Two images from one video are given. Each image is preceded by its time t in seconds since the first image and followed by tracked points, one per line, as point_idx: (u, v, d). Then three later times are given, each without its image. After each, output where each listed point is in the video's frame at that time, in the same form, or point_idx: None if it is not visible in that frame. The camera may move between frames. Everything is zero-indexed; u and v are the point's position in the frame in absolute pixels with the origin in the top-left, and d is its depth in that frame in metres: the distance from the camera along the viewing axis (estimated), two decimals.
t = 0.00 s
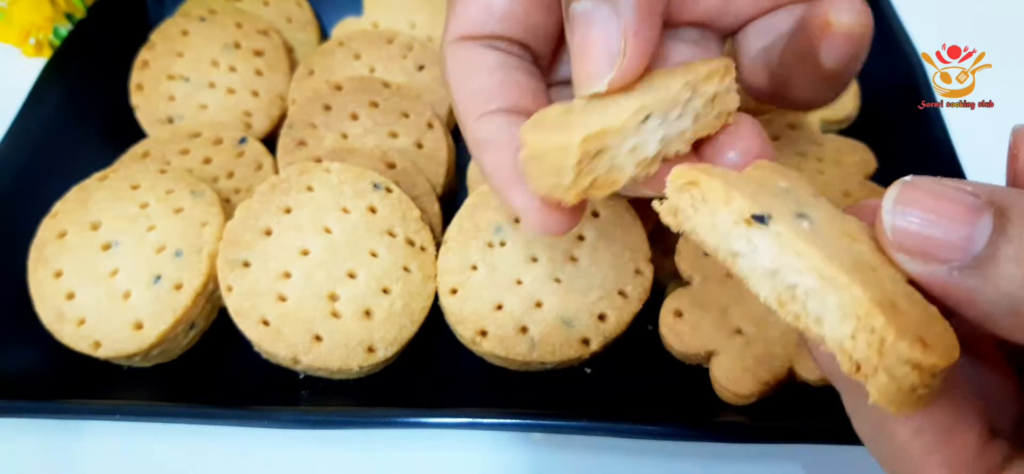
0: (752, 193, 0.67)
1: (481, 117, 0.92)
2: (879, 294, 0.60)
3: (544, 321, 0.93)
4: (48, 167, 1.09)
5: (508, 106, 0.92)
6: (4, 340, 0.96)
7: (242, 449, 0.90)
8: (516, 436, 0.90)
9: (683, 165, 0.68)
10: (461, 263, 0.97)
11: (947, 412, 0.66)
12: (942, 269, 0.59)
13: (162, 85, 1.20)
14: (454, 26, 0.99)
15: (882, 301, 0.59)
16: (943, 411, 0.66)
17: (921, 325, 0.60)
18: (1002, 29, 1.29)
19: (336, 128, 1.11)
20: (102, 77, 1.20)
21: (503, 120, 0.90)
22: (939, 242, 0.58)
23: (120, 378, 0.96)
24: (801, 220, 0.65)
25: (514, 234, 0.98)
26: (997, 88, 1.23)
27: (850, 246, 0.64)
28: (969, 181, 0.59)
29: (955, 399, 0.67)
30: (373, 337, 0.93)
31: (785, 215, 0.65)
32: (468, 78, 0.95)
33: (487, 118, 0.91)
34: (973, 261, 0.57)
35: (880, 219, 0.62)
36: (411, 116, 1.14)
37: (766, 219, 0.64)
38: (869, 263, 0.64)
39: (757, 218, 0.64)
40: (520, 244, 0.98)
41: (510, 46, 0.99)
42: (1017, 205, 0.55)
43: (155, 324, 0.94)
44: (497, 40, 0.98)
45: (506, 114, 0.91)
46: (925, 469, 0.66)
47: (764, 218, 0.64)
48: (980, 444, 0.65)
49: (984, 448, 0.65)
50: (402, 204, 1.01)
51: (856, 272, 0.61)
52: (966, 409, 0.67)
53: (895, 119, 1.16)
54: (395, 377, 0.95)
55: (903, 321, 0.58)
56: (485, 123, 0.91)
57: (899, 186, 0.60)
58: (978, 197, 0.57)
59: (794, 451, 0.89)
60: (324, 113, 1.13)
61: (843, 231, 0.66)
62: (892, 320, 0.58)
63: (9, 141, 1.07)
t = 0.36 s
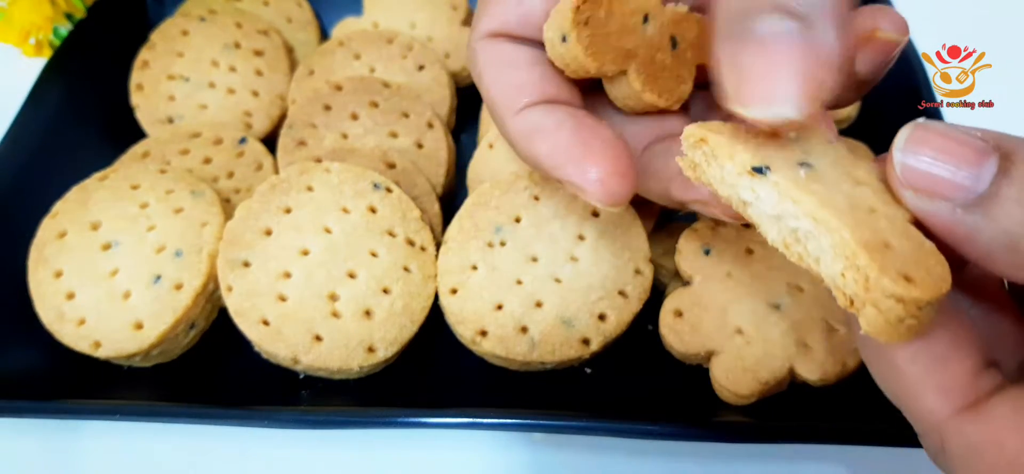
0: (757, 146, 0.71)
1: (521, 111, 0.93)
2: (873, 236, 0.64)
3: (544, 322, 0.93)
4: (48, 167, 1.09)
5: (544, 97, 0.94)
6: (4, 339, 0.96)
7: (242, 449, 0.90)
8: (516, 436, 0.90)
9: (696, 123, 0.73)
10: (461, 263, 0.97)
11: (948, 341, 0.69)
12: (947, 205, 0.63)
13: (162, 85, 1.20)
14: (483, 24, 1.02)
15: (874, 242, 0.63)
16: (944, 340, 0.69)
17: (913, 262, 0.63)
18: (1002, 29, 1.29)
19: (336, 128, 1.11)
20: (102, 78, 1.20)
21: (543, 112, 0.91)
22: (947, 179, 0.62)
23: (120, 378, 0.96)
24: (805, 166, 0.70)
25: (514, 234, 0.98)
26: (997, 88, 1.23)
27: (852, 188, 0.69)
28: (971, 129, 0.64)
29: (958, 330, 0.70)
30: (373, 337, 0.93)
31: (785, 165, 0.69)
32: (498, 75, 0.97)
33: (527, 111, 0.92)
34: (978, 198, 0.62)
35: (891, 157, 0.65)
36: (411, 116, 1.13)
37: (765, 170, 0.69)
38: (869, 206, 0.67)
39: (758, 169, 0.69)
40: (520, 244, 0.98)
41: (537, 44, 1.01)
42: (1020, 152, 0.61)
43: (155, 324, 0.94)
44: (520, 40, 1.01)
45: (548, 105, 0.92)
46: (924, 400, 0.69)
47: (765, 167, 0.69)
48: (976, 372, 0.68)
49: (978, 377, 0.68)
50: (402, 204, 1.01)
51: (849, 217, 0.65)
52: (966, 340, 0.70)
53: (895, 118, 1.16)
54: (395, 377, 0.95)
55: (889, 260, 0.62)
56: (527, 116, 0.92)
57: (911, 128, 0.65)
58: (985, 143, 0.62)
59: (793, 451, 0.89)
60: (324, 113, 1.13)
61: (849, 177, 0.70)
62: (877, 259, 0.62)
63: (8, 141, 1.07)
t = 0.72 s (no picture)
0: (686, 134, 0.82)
1: (495, 76, 1.00)
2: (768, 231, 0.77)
3: (544, 322, 0.93)
4: (48, 167, 1.10)
5: (518, 64, 1.01)
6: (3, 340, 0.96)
7: (242, 449, 0.90)
8: (517, 435, 0.90)
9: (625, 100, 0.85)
10: (461, 263, 0.97)
11: (962, 299, 0.75)
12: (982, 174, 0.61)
13: (162, 85, 1.20)
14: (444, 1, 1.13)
15: (768, 236, 0.76)
16: (960, 298, 0.75)
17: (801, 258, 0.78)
18: (1002, 30, 1.29)
19: (336, 128, 1.11)
20: (102, 78, 1.20)
21: (518, 77, 0.98)
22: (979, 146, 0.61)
23: (119, 379, 0.96)
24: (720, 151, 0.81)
25: (514, 233, 0.98)
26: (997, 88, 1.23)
27: (761, 177, 0.81)
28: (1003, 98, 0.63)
29: (973, 289, 0.76)
30: (373, 337, 0.93)
31: (704, 151, 0.81)
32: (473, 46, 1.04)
33: (502, 76, 0.99)
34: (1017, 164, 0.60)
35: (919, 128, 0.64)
36: (411, 116, 1.14)
37: (684, 155, 0.80)
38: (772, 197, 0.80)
39: (678, 156, 0.80)
40: (520, 244, 0.98)
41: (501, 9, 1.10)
42: None
43: (154, 324, 0.94)
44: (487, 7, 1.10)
45: (523, 71, 0.99)
46: (945, 354, 0.74)
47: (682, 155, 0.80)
48: (992, 327, 0.74)
49: (995, 332, 0.73)
50: (402, 205, 1.01)
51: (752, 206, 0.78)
52: (980, 298, 0.76)
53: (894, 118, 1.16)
54: (395, 378, 0.95)
55: (775, 255, 0.76)
56: (502, 80, 0.99)
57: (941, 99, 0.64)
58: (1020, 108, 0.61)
59: (792, 451, 0.89)
60: (324, 113, 1.13)
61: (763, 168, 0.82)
62: (766, 255, 0.75)
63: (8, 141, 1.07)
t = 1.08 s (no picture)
0: (604, 200, 0.88)
1: (449, 99, 1.01)
2: (658, 304, 0.86)
3: (544, 322, 0.93)
4: (49, 168, 1.10)
5: (473, 83, 1.03)
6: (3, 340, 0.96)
7: (242, 449, 0.90)
8: (516, 436, 0.90)
9: (564, 155, 0.88)
10: (461, 263, 0.97)
11: None
12: None
13: (163, 85, 1.20)
14: None
15: (658, 312, 0.86)
16: None
17: (679, 328, 0.87)
18: (1003, 30, 1.29)
19: (336, 128, 1.11)
20: (101, 78, 1.20)
21: (472, 100, 1.01)
22: None
23: (119, 379, 0.96)
24: (633, 225, 0.88)
25: (514, 234, 0.98)
26: (998, 88, 1.23)
27: (664, 251, 0.88)
28: None
29: None
30: (373, 337, 0.93)
31: (618, 224, 0.87)
32: (427, 66, 1.04)
33: (457, 99, 1.01)
34: None
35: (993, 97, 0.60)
36: (411, 116, 1.14)
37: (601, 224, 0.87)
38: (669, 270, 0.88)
39: (594, 222, 0.87)
40: (521, 244, 0.98)
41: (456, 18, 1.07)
42: None
43: (154, 325, 0.94)
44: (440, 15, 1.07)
45: (476, 94, 1.01)
46: None
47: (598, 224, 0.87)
48: None
49: None
50: (402, 205, 1.01)
51: (646, 284, 0.86)
52: None
53: (893, 119, 1.16)
54: (395, 378, 0.95)
55: (655, 329, 0.85)
56: (454, 102, 1.01)
57: None
58: None
59: (792, 451, 0.89)
60: (324, 113, 1.13)
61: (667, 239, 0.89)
62: (645, 328, 0.84)
63: (9, 141, 1.07)
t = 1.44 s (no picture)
0: (598, 218, 0.91)
1: (455, 107, 1.02)
2: (642, 317, 0.89)
3: (544, 321, 0.94)
4: (53, 168, 1.11)
5: (478, 90, 1.04)
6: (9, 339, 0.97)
7: (245, 446, 0.92)
8: (517, 433, 0.91)
9: (561, 175, 0.91)
10: (461, 262, 0.98)
11: None
12: None
13: (166, 86, 1.21)
14: None
15: (642, 323, 0.88)
16: None
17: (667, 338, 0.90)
18: (1000, 31, 1.30)
19: (338, 129, 1.12)
20: (105, 80, 1.21)
21: (478, 108, 1.02)
22: None
23: (123, 377, 0.97)
24: (626, 243, 0.91)
25: (514, 234, 1.00)
26: (997, 88, 1.24)
27: (653, 268, 0.91)
28: None
29: None
30: (375, 336, 0.94)
31: (610, 242, 0.91)
32: (433, 73, 1.04)
33: (463, 107, 1.02)
34: None
35: None
36: (412, 117, 1.15)
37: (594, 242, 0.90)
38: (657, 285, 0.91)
39: (589, 240, 0.90)
40: (520, 244, 0.99)
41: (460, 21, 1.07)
42: None
43: (158, 323, 0.95)
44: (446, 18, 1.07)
45: (483, 102, 1.02)
46: None
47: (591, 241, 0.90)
48: None
49: None
50: (403, 205, 1.02)
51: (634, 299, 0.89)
52: None
53: (890, 118, 1.17)
54: (396, 376, 0.97)
55: (642, 339, 0.88)
56: (459, 110, 1.02)
57: None
58: None
59: (788, 448, 0.90)
60: (326, 114, 1.14)
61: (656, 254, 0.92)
62: (633, 338, 0.87)
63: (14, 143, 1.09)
